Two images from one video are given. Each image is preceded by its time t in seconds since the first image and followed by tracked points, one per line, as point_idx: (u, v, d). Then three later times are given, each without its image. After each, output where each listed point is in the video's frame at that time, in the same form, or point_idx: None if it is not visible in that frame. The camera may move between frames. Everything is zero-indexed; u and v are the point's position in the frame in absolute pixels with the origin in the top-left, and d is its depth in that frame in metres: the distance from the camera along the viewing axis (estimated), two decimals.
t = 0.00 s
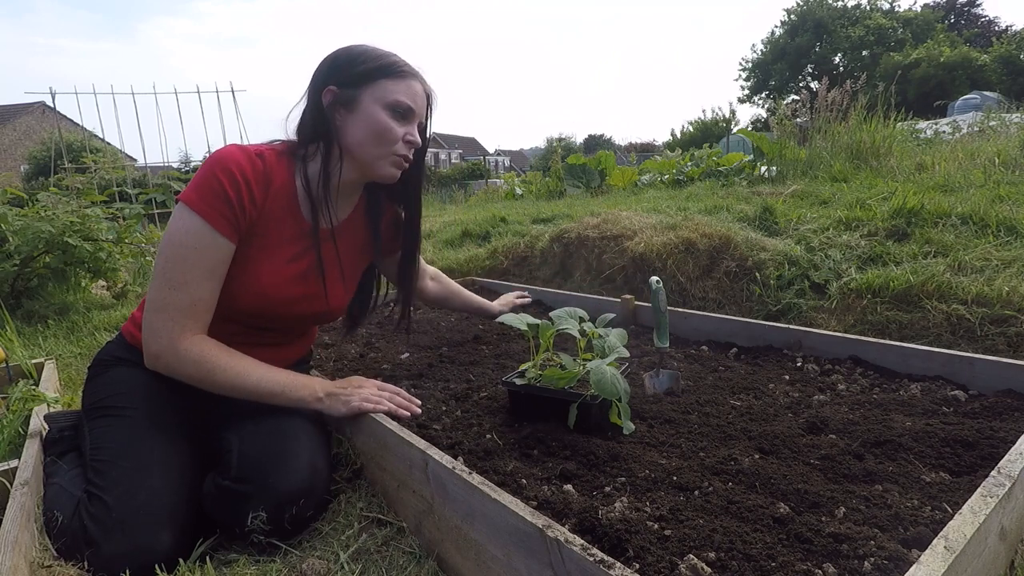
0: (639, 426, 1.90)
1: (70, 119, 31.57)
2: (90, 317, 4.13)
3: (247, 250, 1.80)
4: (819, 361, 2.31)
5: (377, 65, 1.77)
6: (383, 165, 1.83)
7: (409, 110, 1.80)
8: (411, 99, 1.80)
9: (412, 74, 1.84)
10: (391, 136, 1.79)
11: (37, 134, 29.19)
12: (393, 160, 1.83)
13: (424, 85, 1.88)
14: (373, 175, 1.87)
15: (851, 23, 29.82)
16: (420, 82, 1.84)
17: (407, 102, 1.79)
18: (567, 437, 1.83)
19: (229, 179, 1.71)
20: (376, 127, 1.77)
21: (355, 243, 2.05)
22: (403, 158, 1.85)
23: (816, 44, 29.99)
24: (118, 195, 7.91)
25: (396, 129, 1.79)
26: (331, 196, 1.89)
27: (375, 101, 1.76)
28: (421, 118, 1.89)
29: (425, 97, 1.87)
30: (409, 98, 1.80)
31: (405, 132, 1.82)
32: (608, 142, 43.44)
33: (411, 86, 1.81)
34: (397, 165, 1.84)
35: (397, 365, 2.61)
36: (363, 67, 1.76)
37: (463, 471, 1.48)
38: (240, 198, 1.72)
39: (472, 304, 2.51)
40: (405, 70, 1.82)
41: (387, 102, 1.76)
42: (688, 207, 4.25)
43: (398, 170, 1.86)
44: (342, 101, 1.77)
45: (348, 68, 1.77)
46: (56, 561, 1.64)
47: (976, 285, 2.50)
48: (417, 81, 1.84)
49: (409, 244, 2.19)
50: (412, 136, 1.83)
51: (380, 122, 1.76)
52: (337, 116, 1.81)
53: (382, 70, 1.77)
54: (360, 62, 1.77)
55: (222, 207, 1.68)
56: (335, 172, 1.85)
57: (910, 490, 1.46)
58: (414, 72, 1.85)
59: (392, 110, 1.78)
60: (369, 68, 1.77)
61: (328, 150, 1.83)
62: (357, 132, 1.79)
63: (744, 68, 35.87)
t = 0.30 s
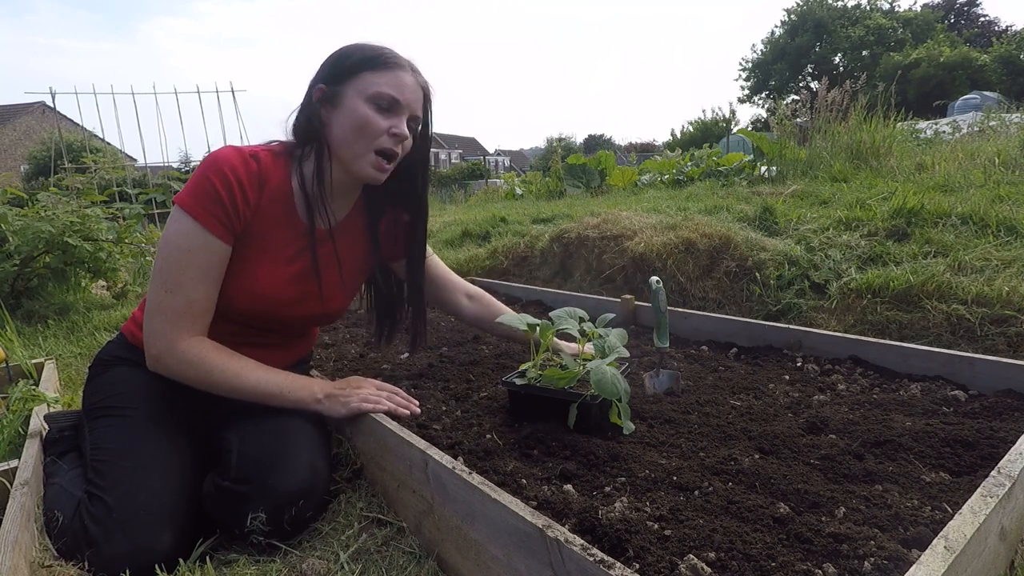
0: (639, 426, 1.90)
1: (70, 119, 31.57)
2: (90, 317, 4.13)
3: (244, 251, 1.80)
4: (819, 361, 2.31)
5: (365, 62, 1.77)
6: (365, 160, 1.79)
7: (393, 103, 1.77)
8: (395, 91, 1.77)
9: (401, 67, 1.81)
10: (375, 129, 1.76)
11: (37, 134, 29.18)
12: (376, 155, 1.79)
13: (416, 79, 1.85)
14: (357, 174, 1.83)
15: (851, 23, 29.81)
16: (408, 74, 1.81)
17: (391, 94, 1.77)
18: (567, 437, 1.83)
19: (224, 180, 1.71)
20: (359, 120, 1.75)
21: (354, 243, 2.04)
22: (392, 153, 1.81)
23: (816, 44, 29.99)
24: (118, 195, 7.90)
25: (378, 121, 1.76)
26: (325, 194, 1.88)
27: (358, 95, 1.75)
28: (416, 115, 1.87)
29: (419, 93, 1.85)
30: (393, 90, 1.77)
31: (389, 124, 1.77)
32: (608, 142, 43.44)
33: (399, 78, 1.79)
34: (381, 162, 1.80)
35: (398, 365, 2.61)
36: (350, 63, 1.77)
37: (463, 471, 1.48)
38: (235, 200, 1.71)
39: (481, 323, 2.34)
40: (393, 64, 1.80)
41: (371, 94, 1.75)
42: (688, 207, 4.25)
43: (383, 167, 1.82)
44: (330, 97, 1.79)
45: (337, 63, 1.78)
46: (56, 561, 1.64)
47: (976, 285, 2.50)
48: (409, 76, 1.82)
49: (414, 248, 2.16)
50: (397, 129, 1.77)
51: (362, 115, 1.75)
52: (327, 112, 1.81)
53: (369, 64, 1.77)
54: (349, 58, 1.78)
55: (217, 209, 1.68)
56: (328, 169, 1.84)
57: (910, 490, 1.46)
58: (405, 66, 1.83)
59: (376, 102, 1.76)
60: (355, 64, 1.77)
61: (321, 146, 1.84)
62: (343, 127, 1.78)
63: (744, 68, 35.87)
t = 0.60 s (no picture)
0: (639, 426, 1.90)
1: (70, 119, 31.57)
2: (90, 317, 4.13)
3: (243, 257, 1.81)
4: (819, 361, 2.31)
5: (349, 60, 1.81)
6: (340, 156, 1.77)
7: (371, 96, 1.77)
8: (371, 83, 1.77)
9: (385, 62, 1.80)
10: (352, 122, 1.75)
11: (37, 134, 29.18)
12: (351, 150, 1.76)
13: (404, 74, 1.83)
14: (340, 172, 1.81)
15: (851, 23, 29.81)
16: (392, 68, 1.80)
17: (370, 88, 1.76)
18: (567, 437, 1.83)
19: (220, 188, 1.71)
20: (339, 116, 1.75)
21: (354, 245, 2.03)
22: (370, 147, 1.77)
23: (816, 44, 29.99)
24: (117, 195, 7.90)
25: (352, 116, 1.75)
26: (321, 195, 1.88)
27: (338, 91, 1.77)
28: (402, 111, 1.83)
29: (404, 88, 1.82)
30: (368, 82, 1.77)
31: (364, 118, 1.75)
32: (608, 142, 43.45)
33: (378, 71, 1.78)
34: (360, 156, 1.77)
35: (398, 365, 2.61)
36: (335, 61, 1.82)
37: (463, 471, 1.48)
38: (232, 207, 1.71)
39: (483, 325, 2.35)
40: (377, 59, 1.80)
41: (348, 89, 1.76)
42: (688, 207, 4.25)
43: (365, 160, 1.77)
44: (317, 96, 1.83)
45: (331, 65, 1.83)
46: (56, 561, 1.64)
47: (976, 285, 2.50)
48: (392, 70, 1.80)
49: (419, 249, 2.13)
50: (373, 124, 1.75)
51: (338, 111, 1.76)
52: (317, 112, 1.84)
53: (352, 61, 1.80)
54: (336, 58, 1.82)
55: (213, 217, 1.68)
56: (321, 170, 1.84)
57: (910, 490, 1.46)
58: (392, 62, 1.82)
59: (355, 97, 1.76)
60: (340, 62, 1.82)
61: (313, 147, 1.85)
62: (325, 123, 1.80)
63: (744, 69, 35.88)
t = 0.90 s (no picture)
0: (639, 426, 1.90)
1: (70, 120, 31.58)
2: (90, 317, 4.13)
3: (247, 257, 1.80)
4: (819, 361, 2.31)
5: (364, 71, 1.72)
6: (362, 170, 1.80)
7: (389, 114, 1.74)
8: (391, 101, 1.73)
9: (404, 76, 1.75)
10: (371, 140, 1.75)
11: (37, 134, 29.18)
12: (372, 167, 1.79)
13: (420, 88, 1.79)
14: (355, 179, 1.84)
15: (851, 23, 29.81)
16: (410, 83, 1.75)
17: (387, 105, 1.73)
18: (567, 437, 1.83)
19: (222, 191, 1.70)
20: (354, 129, 1.74)
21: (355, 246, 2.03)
22: (388, 163, 1.80)
23: (816, 44, 29.99)
24: (117, 195, 7.90)
25: (373, 134, 1.75)
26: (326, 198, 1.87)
27: (355, 104, 1.73)
28: (416, 125, 1.83)
29: (419, 100, 1.79)
30: (389, 100, 1.72)
31: (384, 136, 1.76)
32: (608, 142, 43.47)
33: (398, 88, 1.73)
34: (380, 170, 1.81)
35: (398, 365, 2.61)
36: (349, 68, 1.73)
37: (463, 471, 1.48)
38: (235, 210, 1.71)
39: (482, 325, 2.35)
40: (395, 71, 1.74)
41: (366, 104, 1.72)
42: (688, 207, 4.25)
43: (383, 174, 1.82)
44: (328, 102, 1.77)
45: (339, 66, 1.75)
46: (56, 561, 1.64)
47: (976, 285, 2.50)
48: (409, 82, 1.75)
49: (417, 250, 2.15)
50: (394, 142, 1.77)
51: (358, 126, 1.74)
52: (325, 116, 1.80)
53: (367, 71, 1.72)
54: (349, 62, 1.74)
55: (216, 219, 1.68)
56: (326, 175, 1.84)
57: (910, 490, 1.46)
58: (408, 74, 1.77)
59: (372, 113, 1.73)
60: (355, 70, 1.73)
61: (317, 150, 1.82)
62: (339, 134, 1.77)
63: (744, 69, 35.87)
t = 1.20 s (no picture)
0: (639, 426, 1.90)
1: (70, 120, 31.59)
2: (90, 317, 4.13)
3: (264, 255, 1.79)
4: (819, 361, 2.31)
5: (367, 69, 1.72)
6: (364, 168, 1.79)
7: (391, 112, 1.74)
8: (394, 100, 1.73)
9: (405, 74, 1.75)
10: (373, 138, 1.75)
11: (37, 134, 29.18)
12: (375, 165, 1.79)
13: (422, 86, 1.79)
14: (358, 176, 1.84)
15: (851, 23, 29.80)
16: (412, 81, 1.75)
17: (390, 103, 1.73)
18: (567, 437, 1.83)
19: (234, 189, 1.69)
20: (357, 128, 1.74)
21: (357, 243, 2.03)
22: (390, 161, 1.80)
23: (816, 44, 29.99)
24: (117, 195, 7.90)
25: (375, 132, 1.75)
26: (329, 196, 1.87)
27: (357, 102, 1.73)
28: (418, 123, 1.83)
29: (421, 99, 1.79)
30: (392, 99, 1.72)
31: (387, 135, 1.76)
32: (608, 142, 43.47)
33: (400, 87, 1.73)
34: (382, 168, 1.80)
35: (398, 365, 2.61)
36: (351, 67, 1.73)
37: (463, 471, 1.48)
38: (249, 207, 1.70)
39: (482, 325, 2.33)
40: (396, 70, 1.74)
41: (368, 103, 1.72)
42: (688, 207, 4.25)
43: (384, 172, 1.82)
44: (331, 101, 1.77)
45: (340, 63, 1.75)
46: (56, 561, 1.64)
47: (976, 285, 2.50)
48: (411, 81, 1.76)
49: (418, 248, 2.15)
50: (396, 140, 1.77)
51: (361, 125, 1.73)
52: (328, 115, 1.80)
53: (369, 69, 1.72)
54: (351, 61, 1.74)
55: (234, 217, 1.67)
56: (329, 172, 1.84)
57: (910, 490, 1.46)
58: (410, 72, 1.76)
59: (374, 112, 1.73)
60: (357, 69, 1.73)
61: (321, 148, 1.82)
62: (342, 133, 1.77)
63: (744, 69, 35.87)
